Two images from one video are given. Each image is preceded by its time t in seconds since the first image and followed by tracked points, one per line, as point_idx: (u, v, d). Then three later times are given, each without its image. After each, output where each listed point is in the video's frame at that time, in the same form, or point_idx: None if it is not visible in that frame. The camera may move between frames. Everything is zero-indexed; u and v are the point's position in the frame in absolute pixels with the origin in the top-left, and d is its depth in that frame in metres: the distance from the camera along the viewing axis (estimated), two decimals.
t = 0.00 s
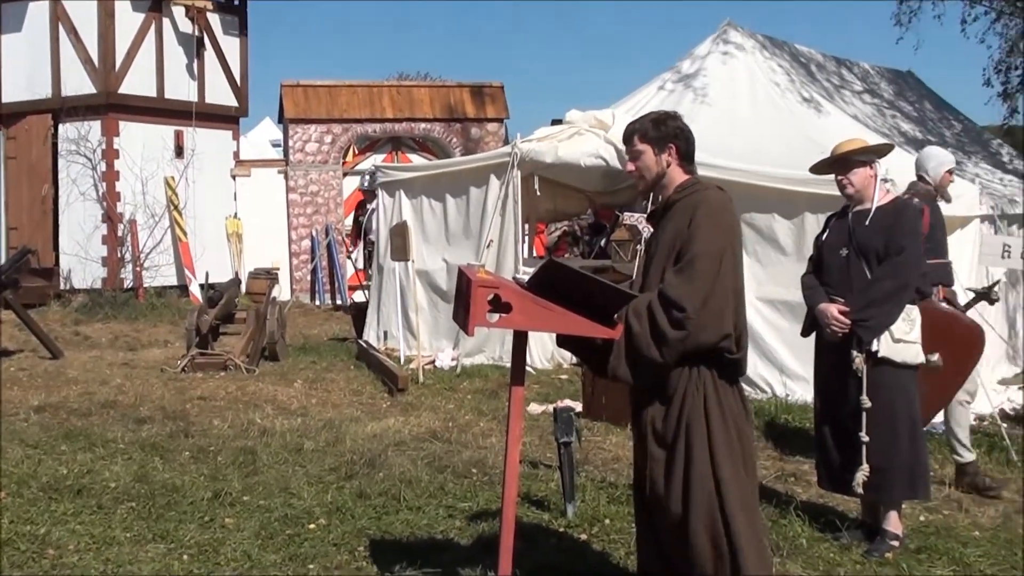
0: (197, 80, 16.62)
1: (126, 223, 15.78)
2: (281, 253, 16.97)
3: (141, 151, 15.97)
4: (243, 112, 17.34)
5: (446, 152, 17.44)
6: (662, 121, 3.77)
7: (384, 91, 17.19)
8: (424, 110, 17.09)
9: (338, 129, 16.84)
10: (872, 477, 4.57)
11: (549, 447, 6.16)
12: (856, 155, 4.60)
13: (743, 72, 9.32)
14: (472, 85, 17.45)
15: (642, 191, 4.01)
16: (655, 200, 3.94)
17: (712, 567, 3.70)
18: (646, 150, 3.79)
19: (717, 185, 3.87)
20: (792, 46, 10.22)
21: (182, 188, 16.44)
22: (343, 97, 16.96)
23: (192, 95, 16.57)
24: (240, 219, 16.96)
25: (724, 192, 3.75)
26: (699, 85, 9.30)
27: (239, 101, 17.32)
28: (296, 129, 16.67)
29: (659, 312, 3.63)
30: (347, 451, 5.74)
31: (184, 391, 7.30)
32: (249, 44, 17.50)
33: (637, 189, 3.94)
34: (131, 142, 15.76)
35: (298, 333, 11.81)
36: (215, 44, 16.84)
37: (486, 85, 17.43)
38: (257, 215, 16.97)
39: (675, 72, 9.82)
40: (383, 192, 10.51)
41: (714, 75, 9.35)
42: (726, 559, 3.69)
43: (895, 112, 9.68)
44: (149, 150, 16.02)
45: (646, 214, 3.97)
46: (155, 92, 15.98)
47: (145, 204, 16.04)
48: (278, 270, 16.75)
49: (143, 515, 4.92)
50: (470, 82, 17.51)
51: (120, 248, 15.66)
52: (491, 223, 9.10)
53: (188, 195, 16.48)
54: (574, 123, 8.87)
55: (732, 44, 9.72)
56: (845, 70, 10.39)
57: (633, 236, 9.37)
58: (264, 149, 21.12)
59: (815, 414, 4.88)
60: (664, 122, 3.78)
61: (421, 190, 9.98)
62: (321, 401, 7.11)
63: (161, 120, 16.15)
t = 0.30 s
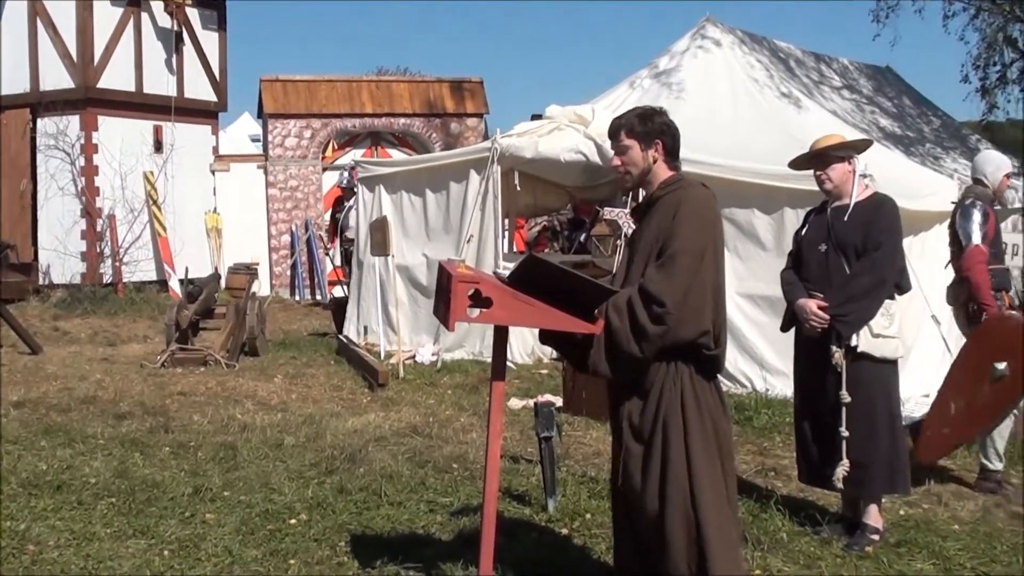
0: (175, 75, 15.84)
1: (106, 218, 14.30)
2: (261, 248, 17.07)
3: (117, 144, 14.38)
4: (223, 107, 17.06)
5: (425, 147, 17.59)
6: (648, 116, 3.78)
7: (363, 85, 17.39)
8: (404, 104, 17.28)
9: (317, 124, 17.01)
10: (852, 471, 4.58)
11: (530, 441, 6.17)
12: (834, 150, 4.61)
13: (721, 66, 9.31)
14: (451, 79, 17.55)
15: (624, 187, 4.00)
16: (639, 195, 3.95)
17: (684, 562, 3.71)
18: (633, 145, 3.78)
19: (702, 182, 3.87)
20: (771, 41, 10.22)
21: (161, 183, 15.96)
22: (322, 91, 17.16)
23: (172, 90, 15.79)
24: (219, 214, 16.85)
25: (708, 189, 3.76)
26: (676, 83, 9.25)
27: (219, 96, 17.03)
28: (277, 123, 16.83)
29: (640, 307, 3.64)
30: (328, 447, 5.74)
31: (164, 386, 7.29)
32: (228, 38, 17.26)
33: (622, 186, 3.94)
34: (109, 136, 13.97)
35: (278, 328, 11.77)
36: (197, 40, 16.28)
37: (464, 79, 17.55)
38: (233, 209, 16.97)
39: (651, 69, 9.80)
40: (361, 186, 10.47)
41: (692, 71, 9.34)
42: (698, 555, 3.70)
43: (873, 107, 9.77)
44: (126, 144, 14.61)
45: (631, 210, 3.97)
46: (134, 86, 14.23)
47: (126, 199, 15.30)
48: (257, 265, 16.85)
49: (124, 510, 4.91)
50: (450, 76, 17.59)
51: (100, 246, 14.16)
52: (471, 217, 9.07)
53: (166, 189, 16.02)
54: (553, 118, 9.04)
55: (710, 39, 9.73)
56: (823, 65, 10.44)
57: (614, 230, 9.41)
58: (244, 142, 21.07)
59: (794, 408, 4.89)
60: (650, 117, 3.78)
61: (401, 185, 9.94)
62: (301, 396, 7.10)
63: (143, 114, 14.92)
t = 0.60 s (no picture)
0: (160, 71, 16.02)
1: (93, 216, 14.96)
2: (243, 244, 17.04)
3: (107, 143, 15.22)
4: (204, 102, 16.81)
5: (408, 143, 17.93)
6: (634, 114, 3.77)
7: (346, 81, 17.67)
8: (387, 100, 17.62)
9: (300, 120, 17.17)
10: (836, 466, 4.59)
11: (513, 437, 6.18)
12: (815, 146, 4.62)
13: (704, 62, 9.30)
14: (434, 76, 17.93)
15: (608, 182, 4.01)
16: (623, 192, 3.96)
17: (668, 557, 3.71)
18: (619, 144, 3.78)
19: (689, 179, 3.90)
20: (754, 37, 10.23)
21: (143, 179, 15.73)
22: (306, 87, 17.31)
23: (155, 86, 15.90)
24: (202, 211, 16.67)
25: (696, 189, 3.78)
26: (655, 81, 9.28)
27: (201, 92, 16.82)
28: (260, 119, 16.95)
29: (629, 306, 3.65)
30: (311, 443, 5.73)
31: (147, 383, 7.27)
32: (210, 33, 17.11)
33: (608, 181, 3.94)
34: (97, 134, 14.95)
35: (261, 325, 11.73)
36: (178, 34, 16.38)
37: (448, 75, 17.96)
38: (219, 205, 16.86)
39: (633, 65, 9.80)
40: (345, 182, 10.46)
41: (673, 67, 9.35)
42: (682, 551, 3.70)
43: (856, 103, 9.81)
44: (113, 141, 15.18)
45: (616, 206, 3.98)
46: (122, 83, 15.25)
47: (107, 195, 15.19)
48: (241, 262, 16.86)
49: (107, 509, 4.89)
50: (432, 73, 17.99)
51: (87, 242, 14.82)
52: (454, 213, 9.06)
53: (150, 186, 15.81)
54: (537, 113, 8.95)
55: (693, 35, 9.73)
56: (806, 60, 10.48)
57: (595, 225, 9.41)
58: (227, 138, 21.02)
59: (776, 403, 4.89)
60: (635, 115, 3.78)
61: (384, 180, 9.93)
62: (284, 393, 7.08)
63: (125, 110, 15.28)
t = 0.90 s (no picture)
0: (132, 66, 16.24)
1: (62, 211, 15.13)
2: (219, 240, 16.96)
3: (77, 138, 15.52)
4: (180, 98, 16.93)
5: (384, 139, 17.87)
6: (613, 111, 3.75)
7: (321, 76, 17.58)
8: (363, 96, 17.55)
9: (275, 116, 17.10)
10: (808, 461, 4.62)
11: (488, 433, 6.17)
12: (787, 142, 4.64)
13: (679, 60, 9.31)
14: (411, 72, 17.79)
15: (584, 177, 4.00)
16: (600, 189, 3.95)
17: (643, 554, 3.71)
18: (597, 142, 3.77)
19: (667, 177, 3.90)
20: (729, 33, 10.25)
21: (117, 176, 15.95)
22: (281, 83, 17.24)
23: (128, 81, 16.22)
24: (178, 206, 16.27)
25: (674, 188, 3.78)
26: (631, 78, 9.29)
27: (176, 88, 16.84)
28: (235, 115, 16.88)
29: (607, 305, 3.65)
30: (285, 440, 5.72)
31: (121, 380, 7.23)
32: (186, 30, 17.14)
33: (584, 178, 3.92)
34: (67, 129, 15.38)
35: (236, 322, 11.66)
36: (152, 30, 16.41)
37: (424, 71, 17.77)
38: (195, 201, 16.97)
39: (609, 60, 9.80)
40: (321, 178, 10.43)
41: (648, 64, 9.35)
42: (657, 548, 3.70)
43: (830, 99, 9.86)
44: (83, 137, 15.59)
45: (592, 202, 3.97)
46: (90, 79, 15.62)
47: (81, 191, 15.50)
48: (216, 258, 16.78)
49: (79, 506, 4.86)
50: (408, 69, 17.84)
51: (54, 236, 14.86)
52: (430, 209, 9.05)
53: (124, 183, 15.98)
54: (512, 110, 8.93)
55: (669, 31, 9.73)
56: (781, 58, 10.48)
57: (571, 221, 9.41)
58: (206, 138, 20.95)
59: (749, 398, 4.90)
60: (615, 113, 3.76)
61: (360, 176, 9.90)
62: (259, 390, 7.05)
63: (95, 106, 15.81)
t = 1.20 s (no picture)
0: (106, 63, 16.20)
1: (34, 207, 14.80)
2: (191, 238, 17.01)
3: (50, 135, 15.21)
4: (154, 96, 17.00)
5: (358, 137, 17.67)
6: (589, 115, 3.71)
7: (295, 75, 17.42)
8: (337, 95, 17.44)
9: (249, 113, 16.95)
10: (777, 457, 4.64)
11: (462, 431, 6.17)
12: (760, 141, 4.64)
13: (652, 58, 9.33)
14: (385, 70, 17.74)
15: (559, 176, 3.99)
16: (575, 188, 3.93)
17: (608, 549, 3.73)
18: (577, 146, 3.75)
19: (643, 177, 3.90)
20: (703, 33, 10.27)
21: (91, 173, 15.93)
22: (255, 81, 17.08)
23: (101, 78, 16.15)
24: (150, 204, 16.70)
25: (648, 186, 3.79)
26: (606, 76, 9.26)
27: (150, 85, 16.97)
28: (208, 113, 16.74)
29: (580, 301, 3.65)
30: (258, 439, 5.69)
31: (93, 379, 7.20)
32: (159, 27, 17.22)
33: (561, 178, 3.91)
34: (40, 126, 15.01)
35: (208, 320, 11.60)
36: (126, 27, 16.36)
37: (397, 69, 17.66)
38: (166, 199, 16.97)
39: (585, 59, 9.79)
40: (295, 176, 10.40)
41: (621, 62, 9.36)
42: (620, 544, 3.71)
43: (802, 98, 9.92)
44: (58, 134, 15.28)
45: (567, 201, 3.95)
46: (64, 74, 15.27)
47: (54, 188, 15.27)
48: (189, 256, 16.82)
49: (51, 506, 4.83)
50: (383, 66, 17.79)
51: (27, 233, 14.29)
52: (403, 207, 9.04)
53: (97, 179, 15.99)
54: (486, 108, 8.95)
55: (643, 31, 9.73)
56: (754, 56, 10.56)
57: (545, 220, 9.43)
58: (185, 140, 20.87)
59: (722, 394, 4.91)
60: (592, 116, 3.72)
61: (334, 175, 9.89)
62: (232, 389, 7.03)
63: (71, 103, 15.52)
